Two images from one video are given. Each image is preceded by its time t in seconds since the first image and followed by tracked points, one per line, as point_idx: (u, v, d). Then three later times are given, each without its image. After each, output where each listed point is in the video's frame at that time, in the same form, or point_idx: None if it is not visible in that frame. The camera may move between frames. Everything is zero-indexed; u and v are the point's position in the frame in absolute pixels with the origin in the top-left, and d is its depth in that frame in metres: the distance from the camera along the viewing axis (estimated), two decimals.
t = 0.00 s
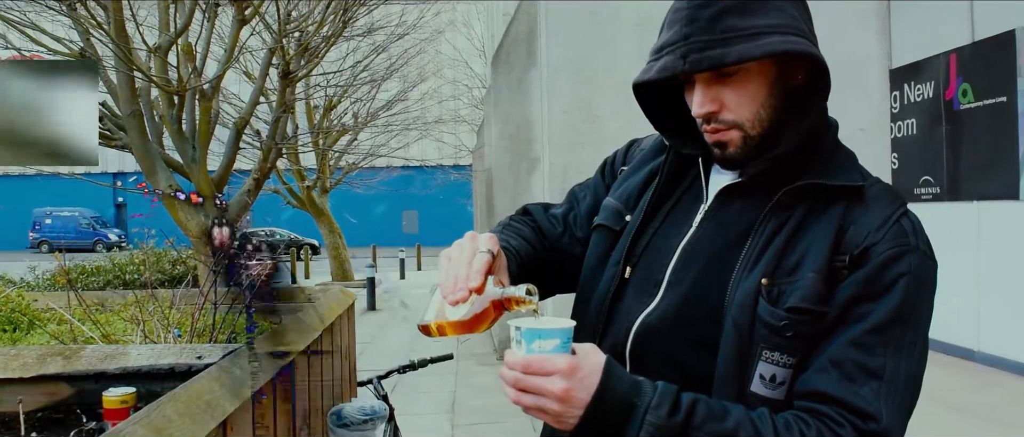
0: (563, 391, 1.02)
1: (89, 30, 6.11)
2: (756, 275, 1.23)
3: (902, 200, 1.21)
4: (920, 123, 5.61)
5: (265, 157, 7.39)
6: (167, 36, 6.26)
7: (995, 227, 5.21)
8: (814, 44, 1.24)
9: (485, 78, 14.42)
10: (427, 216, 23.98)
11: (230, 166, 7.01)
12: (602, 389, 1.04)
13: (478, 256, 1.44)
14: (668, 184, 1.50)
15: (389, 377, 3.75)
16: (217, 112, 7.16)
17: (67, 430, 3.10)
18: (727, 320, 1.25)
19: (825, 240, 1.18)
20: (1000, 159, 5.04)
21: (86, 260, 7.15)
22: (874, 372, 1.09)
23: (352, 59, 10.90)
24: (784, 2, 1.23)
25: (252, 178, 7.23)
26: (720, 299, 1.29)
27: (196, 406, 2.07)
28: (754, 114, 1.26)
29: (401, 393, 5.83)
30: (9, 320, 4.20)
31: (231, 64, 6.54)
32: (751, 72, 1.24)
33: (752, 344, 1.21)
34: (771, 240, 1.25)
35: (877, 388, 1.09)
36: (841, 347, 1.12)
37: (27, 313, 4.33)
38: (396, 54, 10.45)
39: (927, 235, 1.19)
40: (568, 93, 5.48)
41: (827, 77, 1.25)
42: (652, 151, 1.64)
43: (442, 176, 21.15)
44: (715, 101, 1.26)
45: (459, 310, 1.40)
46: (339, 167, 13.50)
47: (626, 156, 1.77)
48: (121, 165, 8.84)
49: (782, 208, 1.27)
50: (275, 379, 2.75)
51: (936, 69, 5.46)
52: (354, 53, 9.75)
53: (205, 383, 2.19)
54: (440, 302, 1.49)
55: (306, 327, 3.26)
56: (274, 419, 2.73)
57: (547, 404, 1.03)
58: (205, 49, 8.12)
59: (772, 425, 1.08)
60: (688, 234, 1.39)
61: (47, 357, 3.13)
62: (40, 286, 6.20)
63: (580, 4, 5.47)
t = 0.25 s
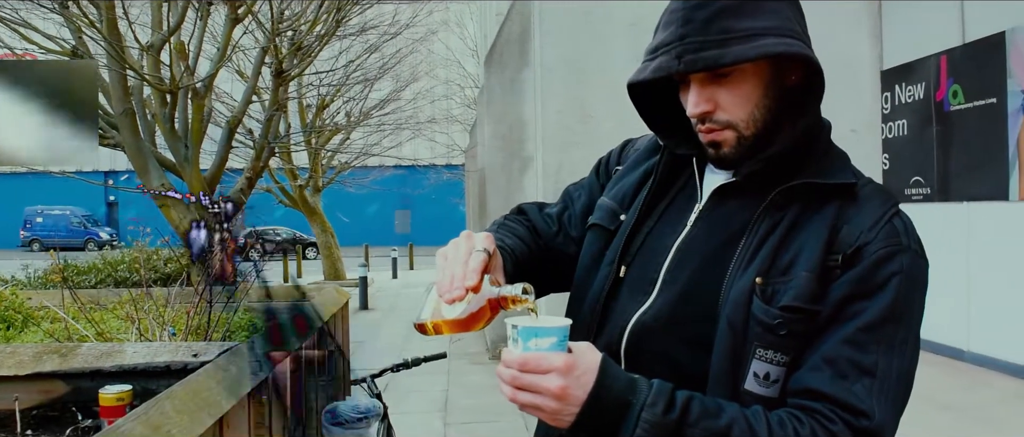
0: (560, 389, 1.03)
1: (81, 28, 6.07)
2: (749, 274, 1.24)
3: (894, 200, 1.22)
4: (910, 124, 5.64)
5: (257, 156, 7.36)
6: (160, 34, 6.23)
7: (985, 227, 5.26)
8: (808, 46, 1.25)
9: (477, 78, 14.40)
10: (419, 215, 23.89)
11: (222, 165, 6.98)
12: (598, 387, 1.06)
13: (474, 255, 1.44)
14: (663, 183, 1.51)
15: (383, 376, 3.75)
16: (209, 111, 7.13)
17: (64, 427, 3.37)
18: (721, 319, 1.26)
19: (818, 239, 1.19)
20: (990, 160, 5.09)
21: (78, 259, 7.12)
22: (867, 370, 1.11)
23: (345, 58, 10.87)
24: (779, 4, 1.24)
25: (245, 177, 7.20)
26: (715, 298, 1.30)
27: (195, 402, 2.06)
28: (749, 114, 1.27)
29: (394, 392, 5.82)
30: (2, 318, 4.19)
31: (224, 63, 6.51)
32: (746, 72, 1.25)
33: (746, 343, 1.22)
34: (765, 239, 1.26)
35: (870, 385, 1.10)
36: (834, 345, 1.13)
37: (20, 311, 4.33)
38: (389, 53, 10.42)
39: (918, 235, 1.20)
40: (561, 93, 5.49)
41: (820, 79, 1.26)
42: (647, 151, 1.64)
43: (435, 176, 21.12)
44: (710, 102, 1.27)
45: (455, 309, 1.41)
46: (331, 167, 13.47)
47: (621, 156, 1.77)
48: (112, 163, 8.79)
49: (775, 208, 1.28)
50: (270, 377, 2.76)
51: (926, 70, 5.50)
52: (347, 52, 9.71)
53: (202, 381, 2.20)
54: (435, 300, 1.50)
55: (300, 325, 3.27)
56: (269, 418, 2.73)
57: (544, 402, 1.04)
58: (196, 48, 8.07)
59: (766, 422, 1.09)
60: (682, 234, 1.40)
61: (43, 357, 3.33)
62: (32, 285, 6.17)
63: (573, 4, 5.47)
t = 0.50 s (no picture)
0: (557, 388, 1.04)
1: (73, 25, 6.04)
2: (744, 275, 1.25)
3: (887, 201, 1.23)
4: (901, 126, 5.66)
5: (250, 154, 7.32)
6: (153, 32, 6.20)
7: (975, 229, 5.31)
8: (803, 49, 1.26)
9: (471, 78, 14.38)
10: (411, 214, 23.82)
11: (214, 163, 6.96)
12: (595, 386, 1.06)
13: (471, 254, 1.45)
14: (658, 184, 1.52)
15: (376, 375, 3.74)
16: (202, 109, 7.10)
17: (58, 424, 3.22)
18: (716, 320, 1.27)
19: (812, 240, 1.20)
20: (979, 161, 5.13)
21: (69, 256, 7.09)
22: (861, 369, 1.12)
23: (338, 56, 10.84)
24: (774, 7, 1.25)
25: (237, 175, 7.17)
26: (709, 298, 1.31)
27: (190, 399, 2.07)
28: (743, 116, 1.28)
29: (386, 391, 5.83)
30: None
31: (217, 61, 6.48)
32: (742, 75, 1.26)
33: (741, 342, 1.23)
34: (759, 240, 1.27)
35: (863, 385, 1.11)
36: (828, 345, 1.14)
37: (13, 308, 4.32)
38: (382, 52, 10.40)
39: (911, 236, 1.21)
40: (555, 94, 5.50)
41: (815, 81, 1.27)
42: (641, 152, 1.65)
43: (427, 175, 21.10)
44: (705, 103, 1.28)
45: (452, 308, 1.42)
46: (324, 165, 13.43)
47: (616, 157, 1.78)
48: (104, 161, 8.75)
49: (770, 209, 1.29)
50: (265, 375, 2.76)
51: (917, 73, 5.53)
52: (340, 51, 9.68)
53: (199, 378, 2.22)
54: (433, 299, 1.50)
55: (295, 324, 3.28)
56: (264, 416, 2.73)
57: (541, 401, 1.05)
58: (189, 45, 8.03)
59: (760, 422, 1.10)
60: (678, 234, 1.41)
61: (38, 352, 3.27)
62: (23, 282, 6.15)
63: (568, 4, 5.48)
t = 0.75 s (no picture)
0: (555, 387, 1.07)
1: (65, 24, 6.01)
2: (738, 275, 1.26)
3: (880, 203, 1.24)
4: (892, 127, 5.79)
5: (242, 154, 7.28)
6: (145, 30, 6.17)
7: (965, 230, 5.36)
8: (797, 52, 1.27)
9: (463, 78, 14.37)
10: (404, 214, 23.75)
11: (206, 163, 6.93)
12: (592, 385, 1.09)
13: (469, 256, 1.46)
14: (653, 185, 1.53)
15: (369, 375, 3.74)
16: (194, 108, 7.07)
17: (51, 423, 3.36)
18: (711, 320, 1.28)
19: (806, 242, 1.21)
20: (967, 163, 5.15)
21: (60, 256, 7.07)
22: (855, 370, 1.13)
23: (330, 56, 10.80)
24: (769, 11, 1.26)
25: (230, 175, 7.14)
26: (704, 299, 1.32)
27: (186, 398, 2.11)
28: (738, 119, 1.29)
29: (379, 391, 5.83)
30: None
31: (209, 61, 6.45)
32: (736, 77, 1.27)
33: (736, 343, 1.24)
34: (754, 241, 1.28)
35: (858, 385, 1.12)
36: (822, 345, 1.15)
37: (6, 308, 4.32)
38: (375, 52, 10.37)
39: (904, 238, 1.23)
40: (548, 95, 5.51)
41: (809, 84, 1.28)
42: (637, 153, 1.66)
43: (420, 175, 21.07)
44: (700, 106, 1.29)
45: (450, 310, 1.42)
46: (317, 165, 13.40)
47: (611, 157, 1.79)
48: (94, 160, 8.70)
49: (764, 210, 1.30)
50: (260, 375, 2.77)
51: (909, 75, 5.57)
52: (332, 50, 9.65)
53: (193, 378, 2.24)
54: (430, 299, 1.52)
55: (289, 324, 3.29)
56: (259, 416, 2.75)
57: (540, 400, 1.08)
58: (181, 44, 7.99)
59: (756, 421, 1.12)
60: (672, 236, 1.42)
61: (32, 353, 3.45)
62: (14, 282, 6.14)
63: (561, 5, 5.48)
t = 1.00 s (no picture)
0: (549, 386, 1.08)
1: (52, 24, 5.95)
2: (730, 275, 1.27)
3: (868, 203, 1.26)
4: (880, 127, 5.83)
5: (231, 155, 7.23)
6: (133, 30, 6.12)
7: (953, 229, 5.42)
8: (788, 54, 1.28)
9: (453, 78, 14.35)
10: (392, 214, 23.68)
11: (195, 163, 6.88)
12: (586, 384, 1.10)
13: (463, 256, 1.47)
14: (644, 185, 1.54)
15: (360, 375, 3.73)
16: (182, 108, 7.01)
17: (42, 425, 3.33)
18: (703, 320, 1.29)
19: (796, 241, 1.22)
20: (955, 163, 5.22)
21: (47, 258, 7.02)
22: (845, 368, 1.14)
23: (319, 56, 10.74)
24: (760, 13, 1.27)
25: (219, 175, 7.09)
26: (696, 298, 1.33)
27: (178, 399, 2.11)
28: (729, 120, 1.30)
29: (370, 392, 5.82)
30: None
31: (198, 60, 6.40)
32: (728, 78, 1.28)
33: (727, 341, 1.25)
34: (744, 241, 1.29)
35: (847, 383, 1.14)
36: (812, 343, 1.16)
37: None
38: (364, 52, 10.33)
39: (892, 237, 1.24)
40: (538, 95, 5.52)
41: (799, 85, 1.30)
42: (628, 153, 1.67)
43: (409, 176, 21.02)
44: (692, 107, 1.30)
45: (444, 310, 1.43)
46: (306, 166, 13.34)
47: (602, 157, 1.80)
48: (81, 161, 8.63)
49: (754, 211, 1.31)
50: (251, 376, 2.77)
51: (896, 75, 5.64)
52: (321, 51, 9.60)
53: (185, 379, 2.25)
54: (424, 299, 1.52)
55: (280, 325, 3.29)
56: (250, 417, 2.75)
57: (533, 399, 1.09)
58: (168, 44, 7.93)
59: (748, 419, 1.13)
60: (663, 235, 1.42)
61: (22, 354, 3.42)
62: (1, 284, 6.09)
63: (551, 6, 5.49)
